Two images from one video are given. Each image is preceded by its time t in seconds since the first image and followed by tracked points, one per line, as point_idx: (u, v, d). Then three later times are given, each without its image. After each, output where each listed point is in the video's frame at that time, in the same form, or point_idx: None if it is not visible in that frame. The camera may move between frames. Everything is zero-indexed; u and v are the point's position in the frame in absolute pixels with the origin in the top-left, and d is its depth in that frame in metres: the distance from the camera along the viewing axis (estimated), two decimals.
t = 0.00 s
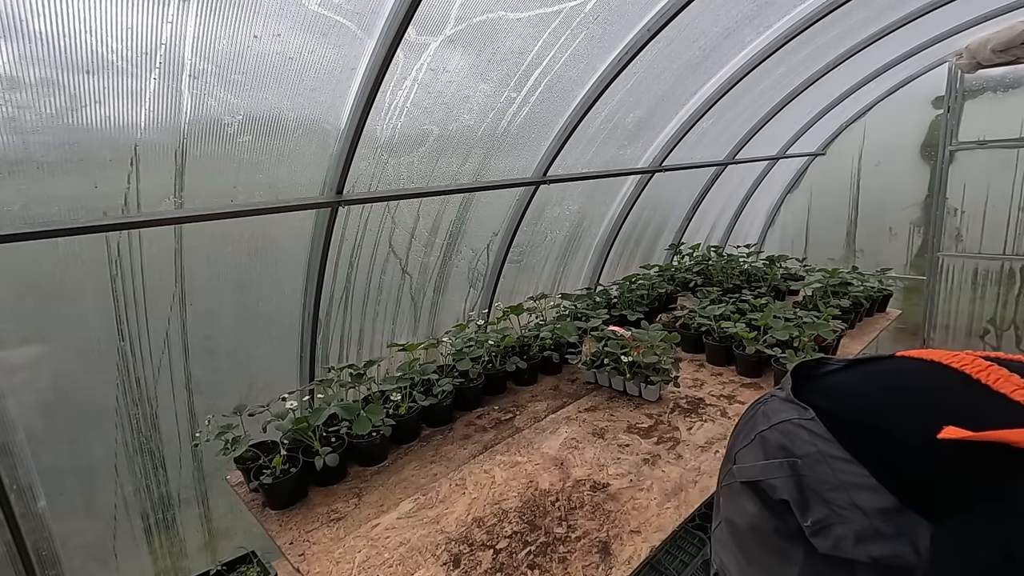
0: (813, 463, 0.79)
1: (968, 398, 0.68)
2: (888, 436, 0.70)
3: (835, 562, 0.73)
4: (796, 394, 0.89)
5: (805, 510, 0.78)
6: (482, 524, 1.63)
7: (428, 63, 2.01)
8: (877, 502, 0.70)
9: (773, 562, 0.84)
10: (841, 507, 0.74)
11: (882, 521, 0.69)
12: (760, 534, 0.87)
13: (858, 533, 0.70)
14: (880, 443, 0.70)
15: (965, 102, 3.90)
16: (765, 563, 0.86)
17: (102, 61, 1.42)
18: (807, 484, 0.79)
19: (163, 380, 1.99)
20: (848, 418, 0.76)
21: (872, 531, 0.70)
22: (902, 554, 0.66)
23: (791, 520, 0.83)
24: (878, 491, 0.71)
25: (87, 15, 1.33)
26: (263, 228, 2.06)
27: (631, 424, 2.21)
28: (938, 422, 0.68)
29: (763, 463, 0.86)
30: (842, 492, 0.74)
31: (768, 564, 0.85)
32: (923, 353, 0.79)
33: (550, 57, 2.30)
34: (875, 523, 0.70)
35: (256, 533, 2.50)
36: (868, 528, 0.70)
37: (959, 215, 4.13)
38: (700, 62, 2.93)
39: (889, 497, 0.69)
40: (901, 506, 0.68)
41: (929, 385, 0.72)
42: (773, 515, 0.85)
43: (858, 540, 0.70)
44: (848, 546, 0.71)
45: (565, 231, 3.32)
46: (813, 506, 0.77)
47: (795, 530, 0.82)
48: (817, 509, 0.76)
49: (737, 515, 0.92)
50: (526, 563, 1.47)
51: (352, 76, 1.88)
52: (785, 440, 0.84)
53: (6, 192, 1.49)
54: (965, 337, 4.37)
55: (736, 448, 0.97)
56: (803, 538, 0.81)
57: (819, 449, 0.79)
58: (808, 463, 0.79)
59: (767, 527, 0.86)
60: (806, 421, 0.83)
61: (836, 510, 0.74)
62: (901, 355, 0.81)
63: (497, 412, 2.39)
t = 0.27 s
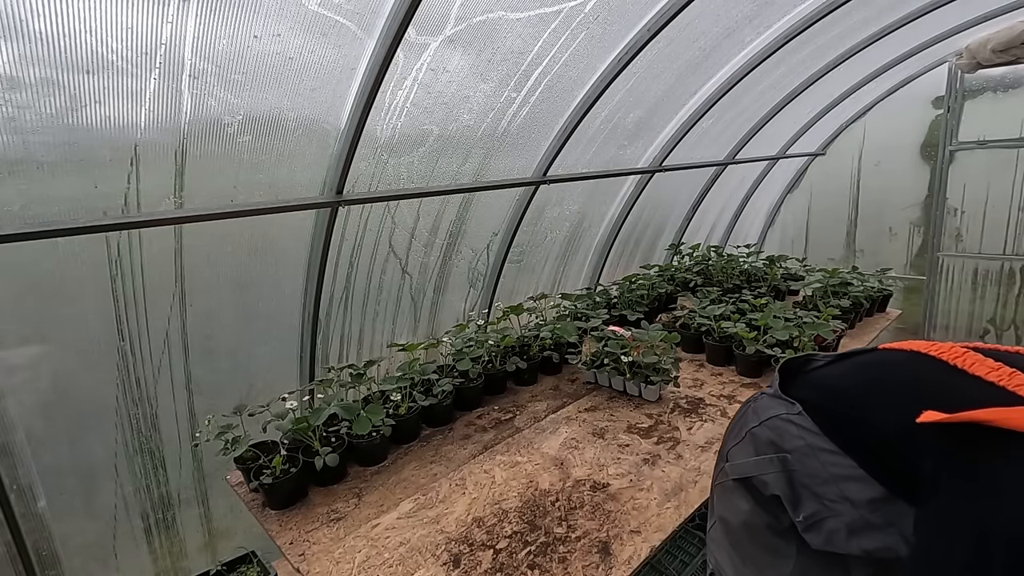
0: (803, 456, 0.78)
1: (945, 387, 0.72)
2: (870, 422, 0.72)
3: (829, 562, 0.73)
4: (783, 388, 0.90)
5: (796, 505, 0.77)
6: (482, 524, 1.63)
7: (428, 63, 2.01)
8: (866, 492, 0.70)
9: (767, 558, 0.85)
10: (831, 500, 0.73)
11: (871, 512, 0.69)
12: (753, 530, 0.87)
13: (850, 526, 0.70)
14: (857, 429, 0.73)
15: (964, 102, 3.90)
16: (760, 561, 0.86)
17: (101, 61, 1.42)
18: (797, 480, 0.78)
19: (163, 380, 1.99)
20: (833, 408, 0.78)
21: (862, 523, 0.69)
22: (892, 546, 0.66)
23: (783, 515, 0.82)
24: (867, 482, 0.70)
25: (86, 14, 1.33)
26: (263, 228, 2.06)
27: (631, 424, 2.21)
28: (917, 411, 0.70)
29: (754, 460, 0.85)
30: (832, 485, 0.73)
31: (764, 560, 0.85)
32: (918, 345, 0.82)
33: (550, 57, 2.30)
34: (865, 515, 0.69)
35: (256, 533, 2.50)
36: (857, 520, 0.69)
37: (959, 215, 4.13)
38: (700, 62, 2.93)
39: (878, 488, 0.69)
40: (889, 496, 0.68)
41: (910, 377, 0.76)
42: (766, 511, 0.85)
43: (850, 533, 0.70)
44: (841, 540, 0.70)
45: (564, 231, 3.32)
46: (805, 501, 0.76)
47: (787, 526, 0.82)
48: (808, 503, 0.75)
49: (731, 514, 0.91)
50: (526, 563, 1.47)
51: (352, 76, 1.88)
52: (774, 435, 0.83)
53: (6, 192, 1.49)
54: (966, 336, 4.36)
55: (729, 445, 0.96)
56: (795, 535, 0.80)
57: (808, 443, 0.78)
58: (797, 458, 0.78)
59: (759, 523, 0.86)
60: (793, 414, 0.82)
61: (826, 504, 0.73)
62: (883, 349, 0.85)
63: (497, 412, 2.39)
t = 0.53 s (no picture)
0: (800, 455, 0.79)
1: (942, 383, 0.73)
2: (865, 418, 0.74)
3: (826, 561, 0.74)
4: (781, 388, 0.91)
5: (794, 504, 0.78)
6: (482, 524, 1.63)
7: (428, 63, 2.01)
8: (861, 489, 0.71)
9: (765, 558, 0.84)
10: (827, 498, 0.74)
11: (868, 509, 0.70)
12: (751, 531, 0.87)
13: (847, 524, 0.71)
14: (854, 425, 0.75)
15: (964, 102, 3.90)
16: (758, 561, 0.86)
17: (101, 61, 1.42)
18: (794, 478, 0.79)
19: (163, 380, 1.99)
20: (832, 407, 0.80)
21: (859, 520, 0.70)
22: (889, 543, 0.67)
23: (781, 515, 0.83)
24: (864, 478, 0.71)
25: (87, 14, 1.33)
26: (263, 228, 2.06)
27: (631, 424, 2.21)
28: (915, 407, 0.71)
29: (752, 459, 0.86)
30: (828, 483, 0.75)
31: (761, 560, 0.85)
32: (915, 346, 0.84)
33: (550, 57, 2.30)
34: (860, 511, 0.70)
35: (256, 533, 2.50)
36: (854, 518, 0.70)
37: (959, 215, 4.13)
38: (699, 62, 2.93)
39: (874, 484, 0.70)
40: (886, 492, 0.69)
41: (906, 375, 0.77)
42: (764, 511, 0.85)
43: (847, 531, 0.71)
44: (839, 538, 0.71)
45: (564, 232, 3.32)
46: (802, 500, 0.77)
47: (785, 526, 0.83)
48: (806, 502, 0.76)
49: (729, 514, 0.91)
50: (526, 563, 1.47)
51: (352, 76, 1.88)
52: (771, 435, 0.84)
53: (6, 192, 1.49)
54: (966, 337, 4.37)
55: (726, 446, 0.97)
56: (794, 533, 0.81)
57: (804, 441, 0.80)
58: (795, 456, 0.79)
59: (758, 523, 0.86)
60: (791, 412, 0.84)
61: (824, 502, 0.74)
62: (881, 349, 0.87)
63: (498, 412, 2.39)
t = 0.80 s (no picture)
0: (806, 453, 0.79)
1: (950, 388, 0.72)
2: (871, 419, 0.74)
3: (831, 559, 0.75)
4: (789, 385, 0.91)
5: (799, 501, 0.78)
6: (482, 524, 1.63)
7: (428, 63, 2.01)
8: (864, 488, 0.72)
9: (770, 553, 0.84)
10: (833, 496, 0.75)
11: (872, 508, 0.71)
12: (757, 527, 0.87)
13: (851, 522, 0.72)
14: (859, 429, 0.74)
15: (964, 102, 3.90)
16: (763, 556, 0.85)
17: (101, 61, 1.42)
18: (800, 476, 0.79)
19: (163, 380, 1.99)
20: (837, 408, 0.79)
21: (863, 519, 0.72)
22: (892, 542, 0.69)
23: (786, 512, 0.83)
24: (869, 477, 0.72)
25: (87, 14, 1.33)
26: (263, 228, 2.06)
27: (631, 424, 2.21)
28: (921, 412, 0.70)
29: (758, 455, 0.86)
30: (834, 481, 0.76)
31: (765, 557, 0.85)
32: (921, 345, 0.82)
33: (550, 57, 2.30)
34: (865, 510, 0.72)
35: (256, 533, 2.50)
36: (859, 516, 0.72)
37: (959, 215, 4.13)
38: (700, 62, 2.93)
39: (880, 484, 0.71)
40: (890, 493, 0.70)
41: (912, 376, 0.76)
42: (769, 507, 0.85)
43: (850, 529, 0.72)
44: (842, 536, 0.73)
45: (564, 232, 3.32)
46: (808, 498, 0.77)
47: (790, 522, 0.82)
48: (812, 500, 0.77)
49: (736, 509, 0.91)
50: (526, 563, 1.47)
51: (352, 76, 1.88)
52: (779, 432, 0.84)
53: (6, 192, 1.49)
54: (966, 337, 4.37)
55: (734, 442, 0.97)
56: (798, 530, 0.81)
57: (812, 440, 0.80)
58: (801, 454, 0.80)
59: (763, 519, 0.86)
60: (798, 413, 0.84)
61: (829, 500, 0.75)
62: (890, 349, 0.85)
63: (498, 412, 2.39)
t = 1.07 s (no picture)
0: (815, 445, 0.80)
1: (952, 385, 0.74)
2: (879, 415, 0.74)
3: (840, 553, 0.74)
4: (800, 379, 0.93)
5: (808, 493, 0.78)
6: (482, 524, 1.63)
7: (428, 63, 2.01)
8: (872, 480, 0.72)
9: (778, 545, 0.85)
10: (841, 489, 0.74)
11: (879, 501, 0.70)
12: (766, 518, 0.88)
13: (859, 516, 0.71)
14: (864, 419, 0.75)
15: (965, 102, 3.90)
16: (772, 548, 0.86)
17: (102, 61, 1.42)
18: (809, 468, 0.80)
19: (163, 380, 1.99)
20: (842, 397, 0.81)
21: (870, 512, 0.70)
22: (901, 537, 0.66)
23: (796, 505, 0.83)
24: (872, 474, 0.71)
25: (88, 15, 1.33)
26: (263, 228, 2.06)
27: (631, 424, 2.21)
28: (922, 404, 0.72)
29: (769, 446, 0.87)
30: (842, 474, 0.75)
31: (775, 549, 0.85)
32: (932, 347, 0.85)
33: (550, 57, 2.30)
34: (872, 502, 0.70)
35: (256, 533, 2.50)
36: (866, 509, 0.70)
37: (959, 215, 4.13)
38: (700, 62, 2.93)
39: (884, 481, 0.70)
40: (889, 491, 0.69)
41: (919, 375, 0.78)
42: (780, 499, 0.86)
43: (858, 523, 0.71)
44: (850, 530, 0.71)
45: (564, 232, 3.32)
46: (816, 490, 0.77)
47: (800, 516, 0.82)
48: (820, 492, 0.77)
49: (746, 501, 0.92)
50: (526, 563, 1.47)
51: (352, 76, 1.88)
52: (790, 425, 0.86)
53: (6, 192, 1.49)
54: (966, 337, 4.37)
55: (747, 435, 0.98)
56: (808, 524, 0.81)
57: (821, 432, 0.81)
58: (810, 446, 0.81)
59: (772, 511, 0.87)
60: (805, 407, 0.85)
61: (837, 493, 0.75)
62: (899, 348, 0.87)
63: (497, 412, 2.39)
